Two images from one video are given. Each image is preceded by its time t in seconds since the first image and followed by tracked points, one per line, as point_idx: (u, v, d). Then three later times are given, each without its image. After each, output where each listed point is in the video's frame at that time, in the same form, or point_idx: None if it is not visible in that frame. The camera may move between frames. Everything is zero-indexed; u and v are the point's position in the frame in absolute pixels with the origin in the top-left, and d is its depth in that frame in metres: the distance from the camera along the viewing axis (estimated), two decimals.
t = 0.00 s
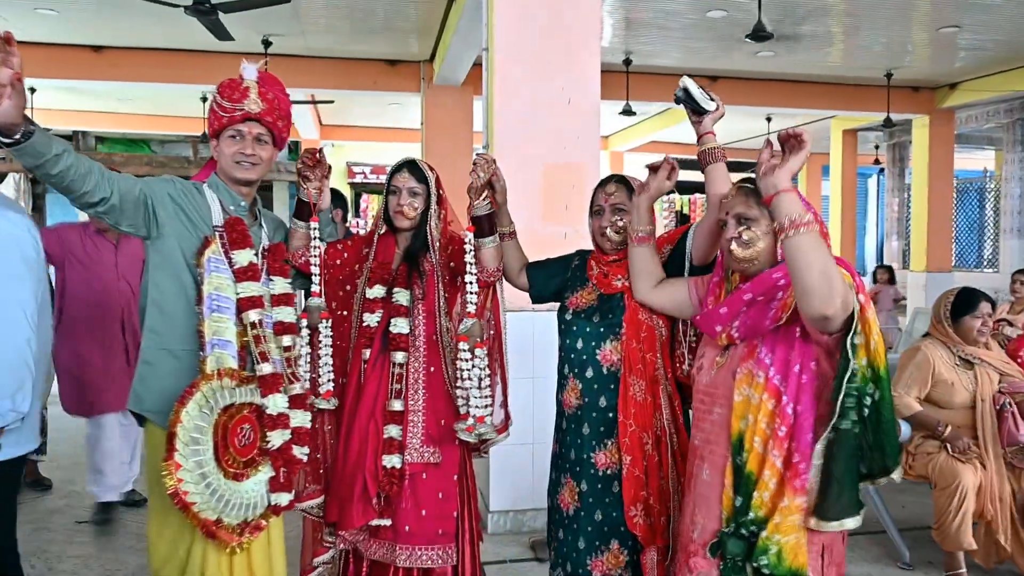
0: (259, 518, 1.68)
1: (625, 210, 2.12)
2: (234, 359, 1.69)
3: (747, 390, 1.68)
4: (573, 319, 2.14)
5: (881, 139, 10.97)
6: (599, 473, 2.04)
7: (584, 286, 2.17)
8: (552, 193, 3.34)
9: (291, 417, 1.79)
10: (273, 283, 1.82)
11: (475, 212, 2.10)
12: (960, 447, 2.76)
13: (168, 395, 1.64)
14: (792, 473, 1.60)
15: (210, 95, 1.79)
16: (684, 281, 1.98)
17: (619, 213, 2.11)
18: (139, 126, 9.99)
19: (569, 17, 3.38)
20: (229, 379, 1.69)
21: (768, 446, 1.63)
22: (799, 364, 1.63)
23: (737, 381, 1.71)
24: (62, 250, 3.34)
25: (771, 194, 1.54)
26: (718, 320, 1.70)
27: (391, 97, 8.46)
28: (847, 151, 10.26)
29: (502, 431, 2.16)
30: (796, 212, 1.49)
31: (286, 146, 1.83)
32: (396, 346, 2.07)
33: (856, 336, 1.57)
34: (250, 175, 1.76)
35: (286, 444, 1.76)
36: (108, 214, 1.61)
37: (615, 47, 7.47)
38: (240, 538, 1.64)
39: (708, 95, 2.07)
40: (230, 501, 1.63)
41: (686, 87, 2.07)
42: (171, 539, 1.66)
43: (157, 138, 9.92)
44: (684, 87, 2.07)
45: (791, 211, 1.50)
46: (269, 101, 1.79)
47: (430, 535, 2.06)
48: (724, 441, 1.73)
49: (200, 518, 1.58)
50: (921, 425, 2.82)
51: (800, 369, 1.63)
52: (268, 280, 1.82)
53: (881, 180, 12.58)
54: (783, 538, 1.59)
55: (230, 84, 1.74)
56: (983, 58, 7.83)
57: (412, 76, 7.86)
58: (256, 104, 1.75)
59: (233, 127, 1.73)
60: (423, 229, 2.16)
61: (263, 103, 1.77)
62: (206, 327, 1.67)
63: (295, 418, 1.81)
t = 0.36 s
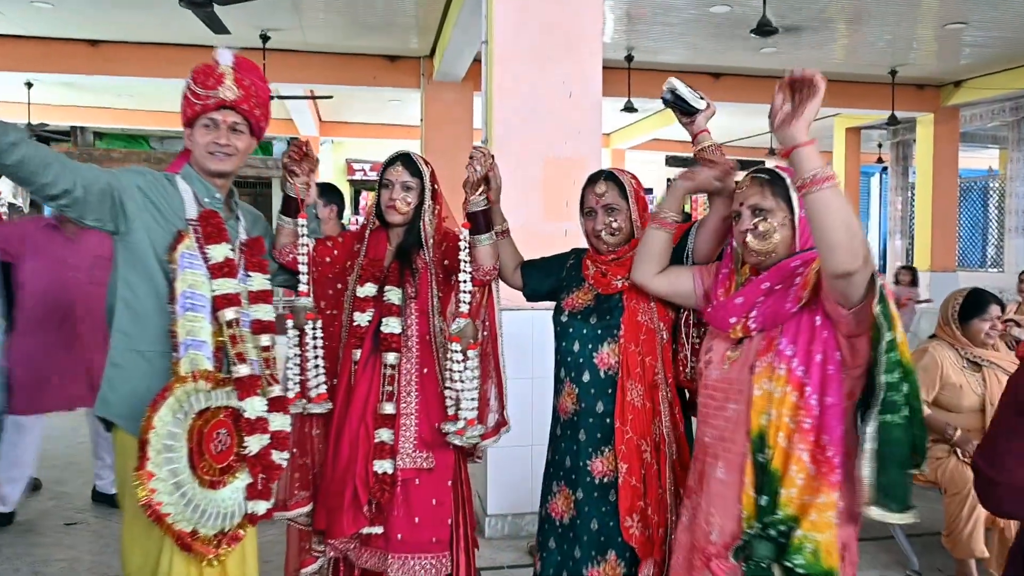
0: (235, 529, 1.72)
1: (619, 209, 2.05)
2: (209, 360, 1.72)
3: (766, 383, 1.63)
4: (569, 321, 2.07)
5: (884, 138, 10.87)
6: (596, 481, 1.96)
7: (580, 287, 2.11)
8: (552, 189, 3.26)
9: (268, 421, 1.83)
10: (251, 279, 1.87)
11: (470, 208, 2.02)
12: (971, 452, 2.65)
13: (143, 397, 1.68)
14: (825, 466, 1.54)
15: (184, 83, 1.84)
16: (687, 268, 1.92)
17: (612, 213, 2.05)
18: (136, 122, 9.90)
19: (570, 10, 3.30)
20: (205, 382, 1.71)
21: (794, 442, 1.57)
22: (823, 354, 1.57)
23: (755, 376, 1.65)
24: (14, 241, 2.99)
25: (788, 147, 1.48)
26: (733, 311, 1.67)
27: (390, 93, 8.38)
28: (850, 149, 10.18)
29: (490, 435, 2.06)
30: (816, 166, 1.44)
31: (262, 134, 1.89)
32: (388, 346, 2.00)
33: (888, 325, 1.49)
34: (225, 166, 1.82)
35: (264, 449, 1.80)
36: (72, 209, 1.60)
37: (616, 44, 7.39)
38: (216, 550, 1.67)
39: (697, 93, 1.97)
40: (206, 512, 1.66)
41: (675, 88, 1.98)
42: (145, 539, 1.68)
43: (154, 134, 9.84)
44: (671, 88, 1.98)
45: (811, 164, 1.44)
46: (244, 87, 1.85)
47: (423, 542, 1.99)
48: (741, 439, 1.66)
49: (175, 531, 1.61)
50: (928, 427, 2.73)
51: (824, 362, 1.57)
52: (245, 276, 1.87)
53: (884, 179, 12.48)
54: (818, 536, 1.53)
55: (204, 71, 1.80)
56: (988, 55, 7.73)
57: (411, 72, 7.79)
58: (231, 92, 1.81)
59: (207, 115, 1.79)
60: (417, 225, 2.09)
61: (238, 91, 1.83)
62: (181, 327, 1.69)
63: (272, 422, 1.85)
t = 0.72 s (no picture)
0: (215, 557, 1.61)
1: (618, 213, 1.94)
2: (184, 377, 1.62)
3: (792, 405, 1.52)
4: (564, 332, 1.96)
5: (888, 143, 10.76)
6: (591, 504, 1.85)
7: (576, 296, 2.00)
8: (555, 193, 3.15)
9: (251, 440, 1.72)
10: (232, 287, 1.77)
11: (469, 212, 1.92)
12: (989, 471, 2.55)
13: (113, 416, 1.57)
14: (860, 495, 1.42)
15: (162, 81, 1.75)
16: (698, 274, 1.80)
17: (611, 216, 1.95)
18: (133, 125, 9.80)
19: (573, 11, 3.20)
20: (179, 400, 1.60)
21: (826, 469, 1.46)
22: (855, 374, 1.47)
23: (779, 397, 1.54)
24: None
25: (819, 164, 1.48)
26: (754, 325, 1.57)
27: (390, 96, 8.28)
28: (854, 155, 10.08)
29: (486, 456, 1.97)
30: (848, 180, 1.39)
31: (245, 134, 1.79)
32: (378, 359, 1.89)
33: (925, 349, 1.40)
34: (204, 168, 1.71)
35: (245, 471, 1.69)
36: (36, 211, 1.50)
37: (619, 47, 7.29)
38: None
39: (705, 95, 1.85)
40: (180, 541, 1.55)
41: (681, 90, 1.85)
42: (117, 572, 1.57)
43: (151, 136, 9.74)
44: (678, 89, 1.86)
45: (841, 177, 1.42)
46: (226, 84, 1.75)
47: (415, 567, 1.88)
48: (763, 464, 1.56)
49: (145, 562, 1.50)
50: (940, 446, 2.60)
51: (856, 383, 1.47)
52: (227, 284, 1.77)
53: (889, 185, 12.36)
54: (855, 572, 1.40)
55: (183, 67, 1.70)
56: (996, 60, 7.62)
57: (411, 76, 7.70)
58: (212, 88, 1.71)
59: (185, 113, 1.69)
60: (411, 230, 1.97)
61: (219, 88, 1.73)
62: (154, 340, 1.59)
63: (255, 442, 1.74)
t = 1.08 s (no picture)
0: None
1: (619, 220, 1.87)
2: (170, 395, 1.53)
3: (805, 421, 1.44)
4: (562, 345, 1.89)
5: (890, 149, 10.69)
6: (592, 524, 1.77)
7: (575, 308, 1.93)
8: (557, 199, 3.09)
9: (241, 460, 1.64)
10: (221, 299, 1.69)
11: (462, 219, 1.84)
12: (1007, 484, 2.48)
13: (94, 437, 1.50)
14: (884, 516, 1.33)
15: (147, 83, 1.67)
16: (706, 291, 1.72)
17: (611, 224, 1.87)
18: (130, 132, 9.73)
19: (575, 15, 3.13)
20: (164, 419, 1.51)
21: (847, 489, 1.36)
22: (873, 387, 1.38)
23: (792, 412, 1.46)
24: None
25: (842, 144, 1.34)
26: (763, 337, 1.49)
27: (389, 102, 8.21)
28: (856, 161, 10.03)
29: (487, 472, 1.87)
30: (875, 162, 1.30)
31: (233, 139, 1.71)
32: (372, 373, 1.82)
33: (944, 351, 1.30)
34: (191, 172, 1.63)
35: (234, 494, 1.61)
36: (12, 222, 1.43)
37: (620, 53, 7.23)
38: None
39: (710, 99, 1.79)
40: (167, 568, 1.48)
41: (685, 94, 1.81)
42: None
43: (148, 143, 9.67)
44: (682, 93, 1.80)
45: (867, 161, 1.30)
46: (215, 86, 1.67)
47: None
48: (775, 483, 1.48)
49: None
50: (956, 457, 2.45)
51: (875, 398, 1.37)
52: (215, 296, 1.69)
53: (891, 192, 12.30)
54: None
55: (169, 68, 1.63)
56: (1000, 66, 7.56)
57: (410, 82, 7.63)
58: (200, 90, 1.63)
59: (171, 115, 1.61)
60: (405, 239, 1.90)
61: (207, 89, 1.65)
62: (137, 356, 1.50)
63: (245, 462, 1.65)
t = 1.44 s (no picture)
0: None
1: (618, 224, 1.82)
2: (156, 409, 1.49)
3: (801, 428, 1.41)
4: (561, 352, 1.84)
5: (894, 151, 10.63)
6: (594, 536, 1.72)
7: (573, 314, 1.88)
8: (557, 203, 3.04)
9: (230, 475, 1.60)
10: (209, 309, 1.64)
11: (455, 225, 1.79)
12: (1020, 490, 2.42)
13: (79, 452, 1.44)
14: (880, 526, 1.30)
15: (132, 85, 1.62)
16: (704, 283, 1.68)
17: (610, 228, 1.82)
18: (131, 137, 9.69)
19: (577, 16, 3.09)
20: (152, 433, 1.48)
21: (843, 501, 1.33)
22: (870, 395, 1.35)
23: (788, 421, 1.43)
24: None
25: (838, 140, 1.28)
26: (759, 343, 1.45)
27: (389, 106, 8.17)
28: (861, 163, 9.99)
29: (484, 483, 1.82)
30: (871, 161, 1.24)
31: (222, 142, 1.66)
32: (366, 381, 1.76)
33: (941, 357, 1.26)
34: (177, 177, 1.58)
35: (224, 510, 1.58)
36: None
37: (620, 54, 7.19)
38: None
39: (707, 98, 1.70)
40: None
41: (683, 94, 1.70)
42: None
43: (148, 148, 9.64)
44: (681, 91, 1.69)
45: (864, 159, 1.25)
46: (202, 88, 1.63)
47: None
48: (770, 493, 1.45)
49: None
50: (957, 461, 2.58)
51: (873, 405, 1.34)
52: (204, 305, 1.64)
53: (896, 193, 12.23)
54: None
55: (155, 68, 1.58)
56: (1004, 66, 7.50)
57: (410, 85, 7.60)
58: (187, 92, 1.59)
59: (157, 118, 1.56)
60: (398, 244, 1.86)
61: (194, 92, 1.60)
62: (120, 369, 1.45)
63: (234, 477, 1.61)
